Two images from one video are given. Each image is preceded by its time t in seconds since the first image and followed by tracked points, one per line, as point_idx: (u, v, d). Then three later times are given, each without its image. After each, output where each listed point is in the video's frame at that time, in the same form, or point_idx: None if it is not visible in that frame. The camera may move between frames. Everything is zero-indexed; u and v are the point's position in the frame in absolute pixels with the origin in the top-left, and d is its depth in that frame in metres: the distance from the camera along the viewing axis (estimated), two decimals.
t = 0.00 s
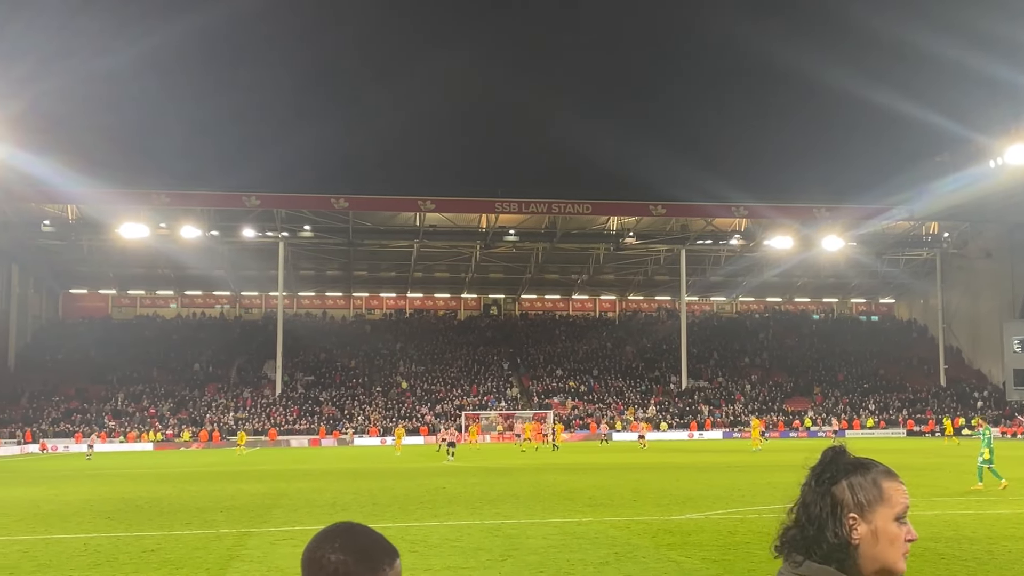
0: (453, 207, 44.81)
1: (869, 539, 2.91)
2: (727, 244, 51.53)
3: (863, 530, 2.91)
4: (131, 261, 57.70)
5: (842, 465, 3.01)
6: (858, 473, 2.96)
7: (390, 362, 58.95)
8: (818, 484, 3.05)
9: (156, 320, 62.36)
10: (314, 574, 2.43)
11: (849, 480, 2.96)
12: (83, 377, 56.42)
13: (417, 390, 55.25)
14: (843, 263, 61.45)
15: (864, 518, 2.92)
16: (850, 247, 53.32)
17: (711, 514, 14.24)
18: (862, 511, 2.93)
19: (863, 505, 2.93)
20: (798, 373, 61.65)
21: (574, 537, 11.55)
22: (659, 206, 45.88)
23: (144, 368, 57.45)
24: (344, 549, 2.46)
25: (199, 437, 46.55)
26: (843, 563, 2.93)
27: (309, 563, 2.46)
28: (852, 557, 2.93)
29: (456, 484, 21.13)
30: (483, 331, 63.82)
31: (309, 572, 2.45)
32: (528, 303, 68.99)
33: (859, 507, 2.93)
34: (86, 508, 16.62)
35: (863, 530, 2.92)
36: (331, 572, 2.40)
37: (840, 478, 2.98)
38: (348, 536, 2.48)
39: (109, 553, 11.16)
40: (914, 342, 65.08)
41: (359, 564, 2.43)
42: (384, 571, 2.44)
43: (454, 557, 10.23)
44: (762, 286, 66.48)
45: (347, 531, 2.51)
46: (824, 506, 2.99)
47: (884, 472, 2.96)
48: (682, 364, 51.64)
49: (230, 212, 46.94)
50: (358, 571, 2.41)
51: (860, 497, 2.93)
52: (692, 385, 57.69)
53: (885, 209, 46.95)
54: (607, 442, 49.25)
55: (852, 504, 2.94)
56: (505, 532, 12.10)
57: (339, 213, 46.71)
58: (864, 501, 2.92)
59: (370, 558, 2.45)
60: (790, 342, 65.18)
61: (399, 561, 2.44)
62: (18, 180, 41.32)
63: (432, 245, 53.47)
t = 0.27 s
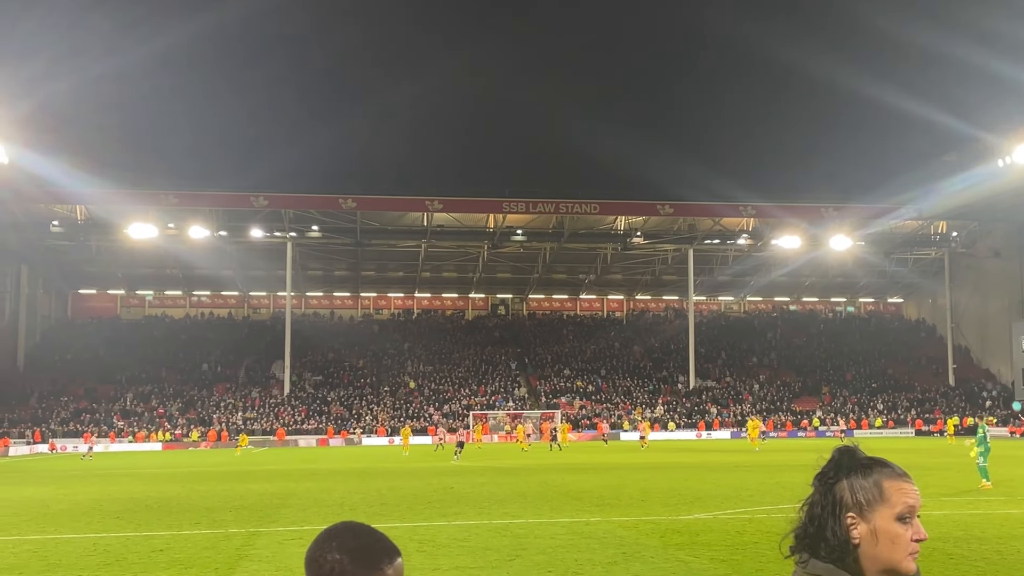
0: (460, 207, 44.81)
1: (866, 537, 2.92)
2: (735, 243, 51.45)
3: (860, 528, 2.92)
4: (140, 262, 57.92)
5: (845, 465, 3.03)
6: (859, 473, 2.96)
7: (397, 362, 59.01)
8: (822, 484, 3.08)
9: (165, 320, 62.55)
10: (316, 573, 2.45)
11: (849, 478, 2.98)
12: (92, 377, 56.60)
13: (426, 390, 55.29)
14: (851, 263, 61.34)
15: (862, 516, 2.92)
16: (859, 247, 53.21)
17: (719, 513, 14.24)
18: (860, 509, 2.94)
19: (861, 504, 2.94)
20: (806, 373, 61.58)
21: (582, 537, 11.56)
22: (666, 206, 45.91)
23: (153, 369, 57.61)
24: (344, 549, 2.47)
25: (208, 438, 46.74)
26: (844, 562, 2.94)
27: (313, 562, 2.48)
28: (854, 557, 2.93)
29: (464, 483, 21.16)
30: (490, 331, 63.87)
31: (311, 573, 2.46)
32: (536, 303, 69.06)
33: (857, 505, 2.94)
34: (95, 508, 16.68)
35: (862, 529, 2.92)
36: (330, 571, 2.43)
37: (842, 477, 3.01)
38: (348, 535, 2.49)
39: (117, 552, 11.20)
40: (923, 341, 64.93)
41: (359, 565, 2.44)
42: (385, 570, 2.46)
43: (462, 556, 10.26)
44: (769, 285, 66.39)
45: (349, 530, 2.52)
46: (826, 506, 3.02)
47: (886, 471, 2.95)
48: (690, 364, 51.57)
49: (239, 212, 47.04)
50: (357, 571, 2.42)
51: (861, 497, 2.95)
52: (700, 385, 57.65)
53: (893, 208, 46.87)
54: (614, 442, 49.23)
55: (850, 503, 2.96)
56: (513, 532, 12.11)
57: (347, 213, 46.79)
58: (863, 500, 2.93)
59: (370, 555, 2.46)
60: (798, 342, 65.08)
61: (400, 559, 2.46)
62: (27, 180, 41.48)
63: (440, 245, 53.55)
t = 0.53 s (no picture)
0: (466, 207, 44.82)
1: (853, 536, 3.09)
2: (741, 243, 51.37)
3: (850, 527, 3.10)
4: (145, 262, 57.96)
5: (839, 465, 3.20)
6: (849, 473, 3.14)
7: (403, 361, 59.03)
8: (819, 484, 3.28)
9: (170, 321, 62.62)
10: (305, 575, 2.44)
11: (839, 480, 3.17)
12: (97, 377, 56.61)
13: (431, 390, 55.29)
14: (857, 262, 61.22)
15: (849, 514, 3.10)
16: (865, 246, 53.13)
17: (725, 513, 14.23)
18: (848, 509, 3.12)
19: (850, 503, 3.12)
20: (812, 373, 61.48)
21: (588, 537, 11.56)
22: (672, 206, 45.96)
23: (158, 369, 57.66)
24: (332, 549, 2.45)
25: (214, 438, 46.88)
26: (837, 558, 3.13)
27: (302, 562, 2.46)
28: (847, 553, 3.12)
29: (469, 483, 21.16)
30: (495, 331, 63.95)
31: None
32: (541, 303, 69.09)
33: (846, 506, 3.12)
34: (101, 508, 16.71)
35: (849, 529, 3.10)
36: (318, 572, 2.41)
37: (835, 478, 3.19)
38: (337, 536, 2.48)
39: (123, 552, 11.20)
40: (929, 341, 64.83)
41: (345, 565, 2.42)
42: (374, 570, 2.44)
43: (469, 555, 10.27)
44: (775, 284, 66.33)
45: (339, 530, 2.51)
46: (822, 505, 3.22)
47: (876, 471, 3.11)
48: (696, 364, 51.44)
49: (244, 212, 47.07)
50: (344, 572, 2.41)
51: (851, 498, 3.11)
52: (705, 385, 57.63)
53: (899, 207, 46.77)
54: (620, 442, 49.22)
55: (839, 504, 3.15)
56: (519, 532, 12.12)
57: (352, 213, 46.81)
58: (852, 500, 3.10)
59: (358, 555, 2.45)
60: (804, 341, 65.01)
61: (390, 559, 2.46)
62: (32, 180, 41.47)
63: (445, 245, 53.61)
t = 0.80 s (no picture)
0: (468, 207, 44.82)
1: (833, 533, 3.13)
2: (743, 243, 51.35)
3: (829, 523, 3.14)
4: (148, 262, 58.06)
5: (823, 464, 3.23)
6: (830, 471, 3.18)
7: (406, 361, 59.02)
8: (804, 481, 3.31)
9: (174, 320, 62.68)
10: None
11: (822, 476, 3.20)
12: (100, 377, 56.64)
13: (434, 390, 55.29)
14: (860, 262, 61.21)
15: (829, 511, 3.14)
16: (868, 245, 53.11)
17: (729, 513, 14.23)
18: (827, 505, 3.16)
19: (831, 500, 3.15)
20: (815, 372, 61.44)
21: (591, 537, 11.56)
22: (675, 205, 46.01)
23: (161, 369, 57.65)
24: (318, 552, 2.45)
25: (217, 437, 46.96)
26: (818, 554, 3.17)
27: (290, 564, 2.47)
28: (828, 550, 3.15)
29: (473, 483, 21.15)
30: (498, 331, 63.97)
31: None
32: (544, 303, 69.10)
33: (827, 503, 3.16)
34: (104, 508, 16.71)
35: (829, 524, 3.14)
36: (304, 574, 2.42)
37: (817, 476, 3.23)
38: (322, 538, 2.48)
39: (127, 552, 11.21)
40: (933, 340, 64.79)
41: (332, 566, 2.42)
42: (358, 572, 2.43)
43: (473, 555, 10.28)
44: (778, 284, 66.34)
45: (324, 532, 2.50)
46: (804, 501, 3.26)
47: (858, 468, 3.13)
48: (699, 364, 51.39)
49: (247, 212, 47.07)
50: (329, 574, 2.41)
51: (831, 495, 3.15)
52: (708, 384, 57.58)
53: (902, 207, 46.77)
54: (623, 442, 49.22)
55: (820, 500, 3.19)
56: (522, 532, 12.12)
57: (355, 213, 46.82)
58: (832, 497, 3.14)
59: (343, 558, 2.44)
60: (807, 341, 64.92)
61: (376, 560, 2.45)
62: (35, 180, 41.52)
63: (448, 245, 53.61)
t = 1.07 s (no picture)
0: (468, 206, 44.81)
1: (812, 530, 3.15)
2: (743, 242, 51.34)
3: (807, 521, 3.15)
4: (148, 263, 58.12)
5: (801, 461, 3.23)
6: (807, 468, 3.18)
7: (406, 361, 59.00)
8: (784, 478, 3.32)
9: (174, 321, 62.67)
10: None
11: (799, 475, 3.21)
12: (100, 377, 56.61)
13: (434, 389, 55.26)
14: (861, 261, 61.21)
15: (807, 509, 3.15)
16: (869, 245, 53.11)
17: (729, 512, 14.20)
18: (804, 504, 3.17)
19: (809, 498, 3.16)
20: (815, 372, 61.41)
21: (592, 537, 11.54)
22: (675, 205, 46.00)
23: (162, 369, 57.61)
24: (303, 556, 2.45)
25: (217, 437, 46.98)
26: (797, 551, 3.19)
27: (275, 567, 2.47)
28: (807, 547, 3.17)
29: (473, 483, 21.14)
30: (498, 330, 63.99)
31: None
32: (544, 302, 69.09)
33: (805, 500, 3.18)
34: (103, 508, 16.69)
35: (807, 522, 3.16)
36: None
37: (796, 473, 3.23)
38: (306, 542, 2.47)
39: (126, 552, 11.21)
40: (933, 340, 64.79)
41: (317, 569, 2.42)
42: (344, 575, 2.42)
43: (473, 555, 10.27)
44: (779, 283, 66.32)
45: (309, 536, 2.50)
46: (784, 499, 3.28)
47: (835, 464, 3.12)
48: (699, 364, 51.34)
49: (248, 212, 47.04)
50: None
51: (808, 492, 3.16)
52: (709, 384, 57.55)
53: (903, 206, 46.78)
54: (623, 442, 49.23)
55: (798, 498, 3.20)
56: (522, 532, 12.11)
57: (355, 213, 46.82)
58: (808, 494, 3.15)
59: (330, 560, 2.43)
60: (807, 340, 64.87)
61: (361, 563, 2.45)
62: (36, 181, 41.50)
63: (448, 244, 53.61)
